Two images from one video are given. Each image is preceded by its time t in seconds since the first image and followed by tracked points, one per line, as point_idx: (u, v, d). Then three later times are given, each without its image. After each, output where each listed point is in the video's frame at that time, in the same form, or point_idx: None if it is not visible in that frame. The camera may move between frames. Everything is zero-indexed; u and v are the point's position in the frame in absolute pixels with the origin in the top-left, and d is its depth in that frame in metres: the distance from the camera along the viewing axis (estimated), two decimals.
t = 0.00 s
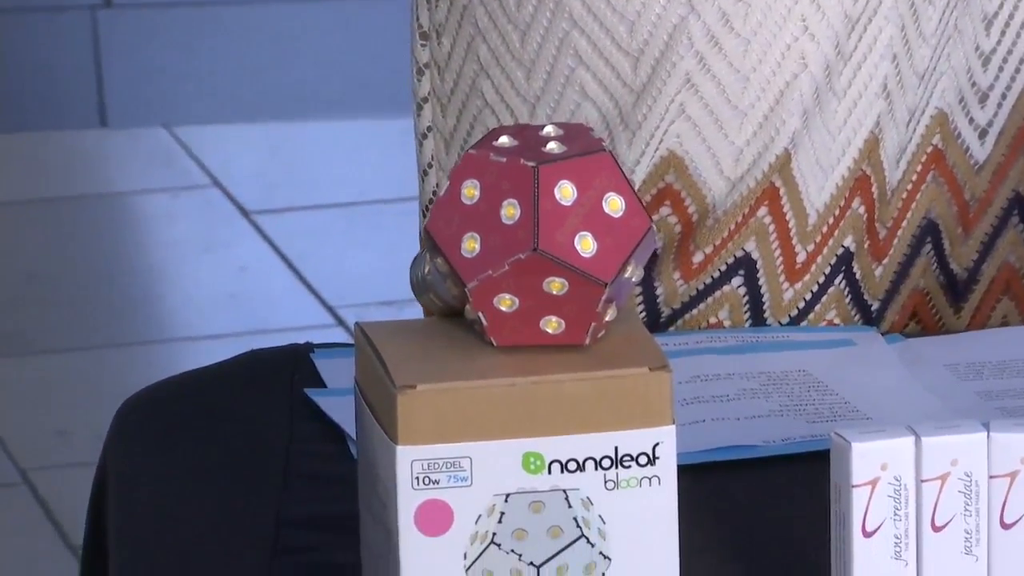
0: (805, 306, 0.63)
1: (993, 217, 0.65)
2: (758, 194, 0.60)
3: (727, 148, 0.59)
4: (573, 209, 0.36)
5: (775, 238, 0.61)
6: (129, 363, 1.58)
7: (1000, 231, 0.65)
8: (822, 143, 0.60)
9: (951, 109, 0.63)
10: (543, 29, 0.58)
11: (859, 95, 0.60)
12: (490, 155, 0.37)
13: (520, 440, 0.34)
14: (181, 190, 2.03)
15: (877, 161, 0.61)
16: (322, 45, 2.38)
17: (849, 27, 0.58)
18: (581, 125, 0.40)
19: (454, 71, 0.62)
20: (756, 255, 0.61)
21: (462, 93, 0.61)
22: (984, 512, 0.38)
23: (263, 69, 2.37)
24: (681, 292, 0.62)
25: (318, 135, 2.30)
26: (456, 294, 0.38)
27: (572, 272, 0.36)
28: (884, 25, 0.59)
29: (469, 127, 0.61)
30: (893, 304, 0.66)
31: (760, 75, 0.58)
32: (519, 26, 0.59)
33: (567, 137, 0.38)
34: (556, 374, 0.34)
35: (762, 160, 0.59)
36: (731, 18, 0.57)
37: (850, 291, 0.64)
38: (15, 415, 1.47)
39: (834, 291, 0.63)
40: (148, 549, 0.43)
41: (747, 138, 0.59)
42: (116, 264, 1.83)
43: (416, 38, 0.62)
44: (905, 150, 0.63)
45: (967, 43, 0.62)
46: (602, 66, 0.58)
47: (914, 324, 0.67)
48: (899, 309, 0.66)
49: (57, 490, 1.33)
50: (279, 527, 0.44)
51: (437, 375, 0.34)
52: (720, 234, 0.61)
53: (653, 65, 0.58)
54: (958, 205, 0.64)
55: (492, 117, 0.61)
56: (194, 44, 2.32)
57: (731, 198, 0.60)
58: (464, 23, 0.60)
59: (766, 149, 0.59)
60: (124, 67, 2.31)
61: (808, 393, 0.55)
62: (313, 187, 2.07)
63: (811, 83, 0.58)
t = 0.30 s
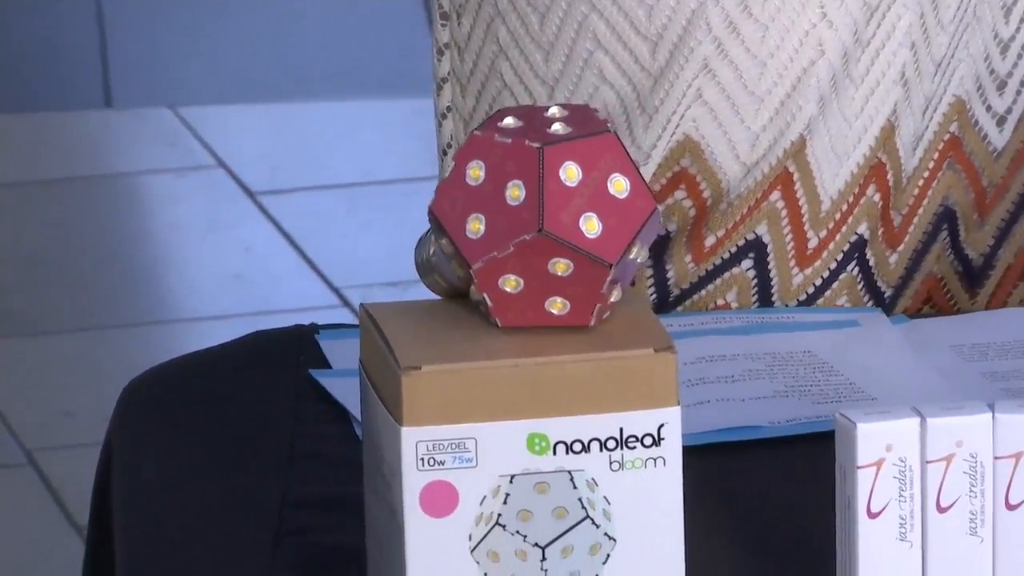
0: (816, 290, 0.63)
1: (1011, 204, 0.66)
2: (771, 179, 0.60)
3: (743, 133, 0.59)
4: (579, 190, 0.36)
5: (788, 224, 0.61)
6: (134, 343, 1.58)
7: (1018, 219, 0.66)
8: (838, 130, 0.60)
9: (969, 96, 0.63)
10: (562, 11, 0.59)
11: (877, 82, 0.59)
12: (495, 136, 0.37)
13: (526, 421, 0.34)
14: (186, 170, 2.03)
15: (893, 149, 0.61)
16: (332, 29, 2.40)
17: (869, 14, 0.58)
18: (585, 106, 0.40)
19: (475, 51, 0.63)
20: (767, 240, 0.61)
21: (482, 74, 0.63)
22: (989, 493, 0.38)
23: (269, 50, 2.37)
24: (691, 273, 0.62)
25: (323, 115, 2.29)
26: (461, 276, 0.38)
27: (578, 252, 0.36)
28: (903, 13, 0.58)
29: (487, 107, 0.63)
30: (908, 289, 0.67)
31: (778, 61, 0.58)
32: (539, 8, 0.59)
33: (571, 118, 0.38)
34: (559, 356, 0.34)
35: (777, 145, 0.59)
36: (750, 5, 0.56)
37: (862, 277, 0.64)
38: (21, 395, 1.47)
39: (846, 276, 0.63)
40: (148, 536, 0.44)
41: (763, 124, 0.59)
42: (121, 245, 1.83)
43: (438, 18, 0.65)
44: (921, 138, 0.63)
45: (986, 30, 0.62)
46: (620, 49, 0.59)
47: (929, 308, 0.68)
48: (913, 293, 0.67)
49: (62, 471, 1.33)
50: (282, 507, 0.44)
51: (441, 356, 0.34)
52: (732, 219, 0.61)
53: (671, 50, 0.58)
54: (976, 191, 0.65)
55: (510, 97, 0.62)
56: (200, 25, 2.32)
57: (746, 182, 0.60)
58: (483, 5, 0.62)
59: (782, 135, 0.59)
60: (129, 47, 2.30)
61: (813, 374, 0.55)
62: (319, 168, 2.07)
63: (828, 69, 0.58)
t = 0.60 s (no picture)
0: (830, 273, 0.63)
1: None
2: (786, 167, 0.60)
3: (761, 123, 0.59)
4: (582, 171, 0.35)
5: (801, 211, 0.61)
6: (137, 324, 1.59)
7: None
8: (855, 119, 0.60)
9: (988, 87, 0.63)
10: None
11: (895, 73, 0.59)
12: (499, 118, 0.37)
13: (530, 402, 0.34)
14: (189, 150, 2.02)
15: (909, 139, 0.61)
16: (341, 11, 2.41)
17: (889, 5, 0.57)
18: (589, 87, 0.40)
19: (494, 38, 0.65)
20: (778, 227, 0.61)
21: (501, 60, 0.65)
22: (993, 475, 0.38)
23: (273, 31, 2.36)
24: (701, 259, 0.63)
25: (327, 96, 2.29)
26: (465, 258, 0.38)
27: (581, 233, 0.35)
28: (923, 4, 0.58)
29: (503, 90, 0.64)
30: (922, 276, 0.67)
31: (797, 51, 0.57)
32: None
33: (574, 99, 0.38)
34: (562, 338, 0.34)
35: (794, 135, 0.59)
36: None
37: (875, 265, 0.64)
38: (25, 375, 1.48)
39: (859, 265, 0.64)
40: (152, 513, 0.43)
41: (781, 114, 0.59)
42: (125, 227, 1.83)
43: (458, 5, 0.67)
44: (938, 128, 0.63)
45: (1004, 20, 0.62)
46: (640, 37, 0.59)
47: (942, 293, 0.68)
48: (928, 280, 0.67)
49: (66, 452, 1.34)
50: (288, 488, 0.44)
51: (445, 338, 0.34)
52: (745, 207, 0.61)
53: (692, 39, 0.58)
54: (993, 179, 0.65)
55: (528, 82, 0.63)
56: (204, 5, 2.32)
57: (762, 171, 0.60)
58: None
59: (800, 125, 0.59)
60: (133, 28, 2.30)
61: (817, 355, 0.55)
62: (323, 148, 2.07)
63: (847, 61, 0.58)
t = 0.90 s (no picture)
0: (832, 254, 0.63)
1: None
2: (786, 151, 0.60)
3: (762, 108, 0.59)
4: (582, 147, 0.35)
5: (800, 193, 0.61)
6: (137, 300, 1.59)
7: None
8: (856, 103, 0.60)
9: (993, 71, 0.62)
10: None
11: (898, 58, 0.59)
12: (499, 94, 0.36)
13: (530, 378, 0.34)
14: (189, 127, 2.02)
15: (911, 123, 0.61)
16: None
17: None
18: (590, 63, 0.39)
19: (497, 17, 0.64)
20: (778, 209, 0.61)
21: (503, 40, 0.64)
22: (993, 451, 0.37)
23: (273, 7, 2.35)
24: (701, 240, 0.62)
25: (327, 71, 2.28)
26: (465, 235, 0.38)
27: (580, 209, 0.35)
28: None
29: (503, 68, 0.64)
30: (927, 258, 0.66)
31: (800, 36, 0.57)
32: None
33: (576, 76, 0.37)
34: (562, 314, 0.34)
35: (795, 119, 0.59)
36: None
37: (877, 247, 0.64)
38: (25, 353, 1.48)
39: (861, 246, 0.63)
40: (155, 491, 0.43)
41: (783, 99, 0.59)
42: (124, 203, 1.83)
43: None
44: (942, 112, 0.62)
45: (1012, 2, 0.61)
46: (642, 20, 0.59)
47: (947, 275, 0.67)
48: (932, 262, 0.66)
49: (66, 429, 1.34)
50: (288, 465, 0.45)
51: (444, 314, 0.34)
52: (747, 190, 0.61)
53: (694, 24, 0.58)
54: (998, 162, 0.64)
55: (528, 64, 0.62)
56: None
57: (762, 156, 0.60)
58: None
59: (801, 109, 0.59)
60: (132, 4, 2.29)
61: (817, 332, 0.55)
62: (324, 125, 2.06)
63: (849, 46, 0.58)
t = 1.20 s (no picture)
0: (830, 239, 0.63)
1: None
2: (783, 138, 0.60)
3: (758, 94, 0.59)
4: (582, 131, 0.35)
5: (798, 179, 0.61)
6: (136, 284, 1.58)
7: None
8: (852, 90, 0.60)
9: (993, 57, 0.62)
10: None
11: (894, 44, 0.59)
12: (499, 79, 0.36)
13: (531, 362, 0.34)
14: (187, 111, 2.01)
15: (908, 108, 0.61)
16: None
17: None
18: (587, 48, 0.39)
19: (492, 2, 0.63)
20: (776, 195, 0.61)
21: (498, 25, 0.63)
22: (992, 436, 0.37)
23: None
24: (700, 227, 0.62)
25: (325, 55, 2.27)
26: (465, 220, 0.38)
27: (580, 193, 0.35)
28: None
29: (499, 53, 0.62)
30: (927, 244, 0.66)
31: (795, 22, 0.58)
32: None
33: (575, 60, 0.37)
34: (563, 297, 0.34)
35: (792, 105, 0.59)
36: None
37: (876, 232, 0.64)
38: (24, 337, 1.48)
39: (860, 231, 0.63)
40: (153, 475, 0.43)
41: (778, 85, 0.59)
42: (123, 188, 1.82)
43: None
44: (941, 98, 0.62)
45: None
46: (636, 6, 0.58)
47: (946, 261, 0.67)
48: (932, 248, 0.66)
49: (66, 413, 1.34)
50: (287, 449, 0.45)
51: (444, 298, 0.34)
52: (743, 177, 0.61)
53: (688, 10, 0.58)
54: (998, 148, 0.64)
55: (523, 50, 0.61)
56: None
57: (758, 143, 0.60)
58: None
59: (798, 95, 0.59)
60: None
61: (816, 316, 0.55)
62: (322, 109, 2.05)
63: (844, 33, 0.58)
